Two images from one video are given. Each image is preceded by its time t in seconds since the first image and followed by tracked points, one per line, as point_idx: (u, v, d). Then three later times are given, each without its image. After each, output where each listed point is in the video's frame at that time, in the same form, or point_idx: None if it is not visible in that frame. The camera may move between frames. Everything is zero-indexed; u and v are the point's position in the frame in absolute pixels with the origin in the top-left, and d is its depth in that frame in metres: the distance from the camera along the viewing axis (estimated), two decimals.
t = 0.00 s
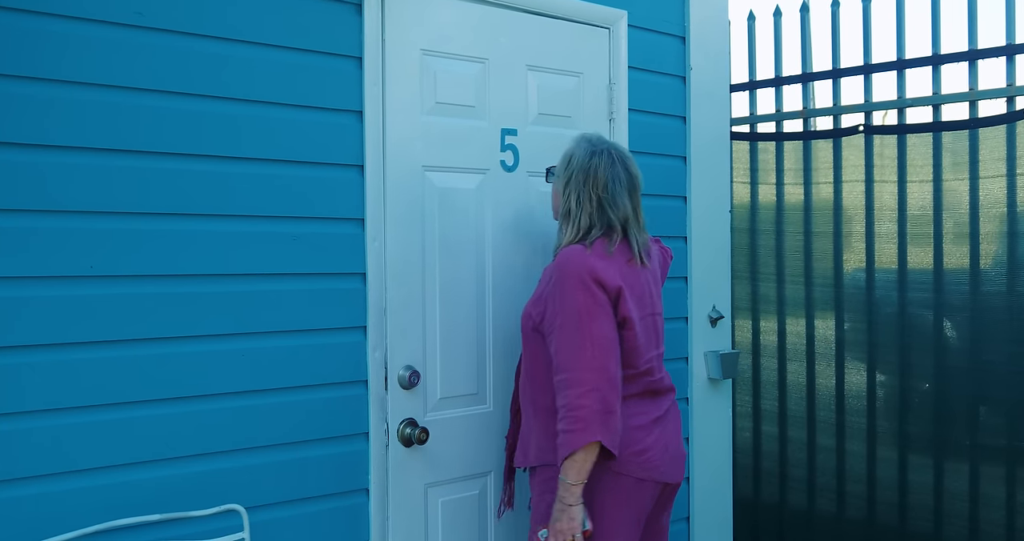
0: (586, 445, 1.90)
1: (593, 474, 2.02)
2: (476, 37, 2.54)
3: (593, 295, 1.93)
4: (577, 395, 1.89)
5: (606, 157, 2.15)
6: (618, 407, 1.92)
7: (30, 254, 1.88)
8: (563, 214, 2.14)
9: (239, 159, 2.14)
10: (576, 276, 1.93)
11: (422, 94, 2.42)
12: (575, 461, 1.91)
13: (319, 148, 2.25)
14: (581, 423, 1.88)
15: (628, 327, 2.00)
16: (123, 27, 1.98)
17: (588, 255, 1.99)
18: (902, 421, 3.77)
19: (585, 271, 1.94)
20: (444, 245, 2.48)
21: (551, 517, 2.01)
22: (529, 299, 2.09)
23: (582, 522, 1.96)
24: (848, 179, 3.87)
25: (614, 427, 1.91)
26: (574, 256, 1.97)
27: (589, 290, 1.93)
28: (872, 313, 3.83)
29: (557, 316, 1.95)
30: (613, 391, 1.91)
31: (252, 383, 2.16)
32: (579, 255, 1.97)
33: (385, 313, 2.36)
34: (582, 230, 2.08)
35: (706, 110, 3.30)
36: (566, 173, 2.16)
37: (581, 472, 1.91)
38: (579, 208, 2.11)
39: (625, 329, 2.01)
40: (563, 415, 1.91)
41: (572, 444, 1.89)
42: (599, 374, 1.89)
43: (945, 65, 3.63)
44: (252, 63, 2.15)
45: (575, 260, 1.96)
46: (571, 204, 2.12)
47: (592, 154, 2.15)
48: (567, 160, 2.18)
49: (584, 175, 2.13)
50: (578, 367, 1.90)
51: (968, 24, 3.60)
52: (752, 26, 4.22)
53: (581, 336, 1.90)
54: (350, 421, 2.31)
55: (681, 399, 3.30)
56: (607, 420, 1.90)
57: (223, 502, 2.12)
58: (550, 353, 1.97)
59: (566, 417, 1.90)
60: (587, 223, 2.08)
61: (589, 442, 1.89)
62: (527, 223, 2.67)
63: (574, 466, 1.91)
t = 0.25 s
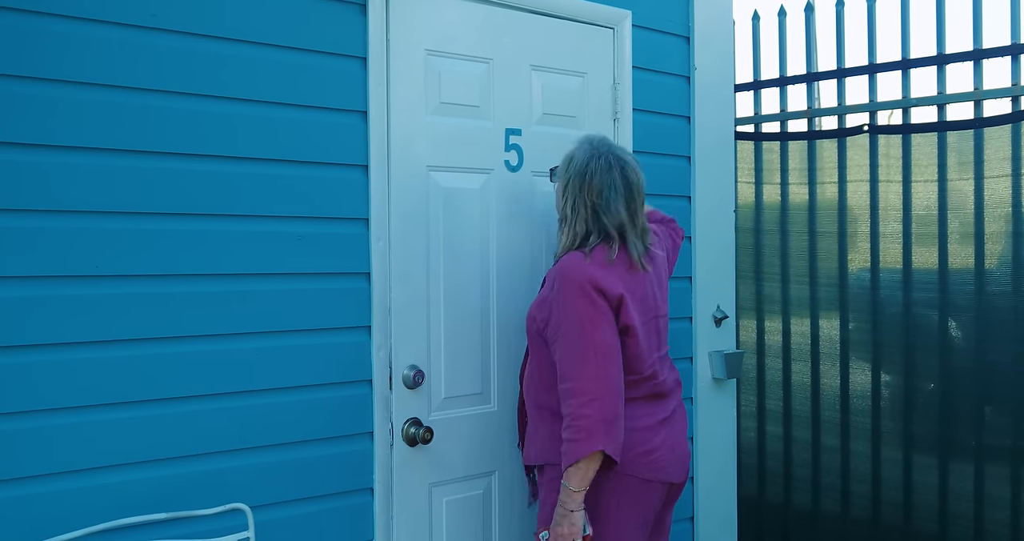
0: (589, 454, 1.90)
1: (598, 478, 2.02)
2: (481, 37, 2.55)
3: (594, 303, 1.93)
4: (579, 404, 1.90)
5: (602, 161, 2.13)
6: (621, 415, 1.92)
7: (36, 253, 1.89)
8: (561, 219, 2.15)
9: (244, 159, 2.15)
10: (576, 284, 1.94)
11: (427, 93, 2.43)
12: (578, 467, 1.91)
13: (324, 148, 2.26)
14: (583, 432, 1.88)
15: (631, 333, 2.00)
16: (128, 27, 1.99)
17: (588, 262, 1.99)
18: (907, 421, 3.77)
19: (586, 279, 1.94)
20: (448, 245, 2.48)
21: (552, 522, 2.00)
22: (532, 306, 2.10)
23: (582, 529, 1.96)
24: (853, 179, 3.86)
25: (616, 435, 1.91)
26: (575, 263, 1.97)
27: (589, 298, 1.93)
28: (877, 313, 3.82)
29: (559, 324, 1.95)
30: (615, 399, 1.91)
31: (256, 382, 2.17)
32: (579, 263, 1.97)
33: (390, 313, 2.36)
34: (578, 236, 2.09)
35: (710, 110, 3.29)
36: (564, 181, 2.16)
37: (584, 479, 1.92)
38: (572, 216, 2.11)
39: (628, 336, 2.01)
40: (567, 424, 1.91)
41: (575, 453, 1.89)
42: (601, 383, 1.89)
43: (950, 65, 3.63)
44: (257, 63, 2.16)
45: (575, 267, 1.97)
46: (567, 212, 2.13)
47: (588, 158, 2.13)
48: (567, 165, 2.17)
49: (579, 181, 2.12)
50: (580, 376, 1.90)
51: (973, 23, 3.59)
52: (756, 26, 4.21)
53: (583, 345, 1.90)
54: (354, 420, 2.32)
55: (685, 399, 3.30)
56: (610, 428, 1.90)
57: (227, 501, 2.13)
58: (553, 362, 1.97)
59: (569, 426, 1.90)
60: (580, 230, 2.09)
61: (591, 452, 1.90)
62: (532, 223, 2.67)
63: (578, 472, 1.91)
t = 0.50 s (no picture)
0: (610, 446, 1.90)
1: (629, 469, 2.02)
2: (485, 36, 2.54)
3: (623, 298, 1.92)
4: (604, 398, 1.89)
5: (625, 161, 2.21)
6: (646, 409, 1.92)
7: (39, 252, 1.89)
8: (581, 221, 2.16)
9: (247, 158, 2.15)
10: (604, 278, 1.93)
11: (430, 92, 2.42)
12: (596, 459, 1.91)
13: (327, 147, 2.26)
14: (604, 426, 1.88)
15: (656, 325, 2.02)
16: (131, 26, 1.99)
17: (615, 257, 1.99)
18: (912, 420, 3.75)
19: (614, 274, 1.94)
20: (452, 244, 2.48)
21: (559, 508, 2.01)
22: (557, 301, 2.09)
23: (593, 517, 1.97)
24: (857, 178, 3.85)
25: (640, 429, 1.90)
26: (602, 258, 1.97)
27: (618, 293, 1.92)
28: (882, 312, 3.81)
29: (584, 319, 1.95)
30: (640, 393, 1.90)
31: (259, 381, 2.17)
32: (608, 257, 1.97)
33: (393, 312, 2.36)
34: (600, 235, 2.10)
35: (715, 108, 3.29)
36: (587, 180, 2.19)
37: (599, 470, 1.92)
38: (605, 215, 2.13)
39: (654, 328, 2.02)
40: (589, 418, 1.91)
41: (594, 447, 1.89)
42: (624, 379, 1.89)
43: (955, 64, 3.62)
44: (260, 61, 2.16)
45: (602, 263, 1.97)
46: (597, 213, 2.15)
47: (612, 157, 2.19)
48: (586, 165, 2.21)
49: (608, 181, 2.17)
50: (606, 369, 1.89)
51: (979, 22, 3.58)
52: (761, 25, 4.20)
53: (608, 340, 1.90)
54: (357, 419, 2.32)
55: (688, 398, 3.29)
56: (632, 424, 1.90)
57: (230, 500, 2.14)
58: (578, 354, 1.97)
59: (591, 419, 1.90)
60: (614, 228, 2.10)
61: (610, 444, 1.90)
62: (536, 222, 2.67)
63: (597, 462, 1.91)
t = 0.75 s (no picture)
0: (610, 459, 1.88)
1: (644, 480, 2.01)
2: (488, 34, 2.54)
3: (650, 311, 1.89)
4: (612, 409, 1.86)
5: (652, 163, 2.10)
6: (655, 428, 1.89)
7: (41, 250, 1.89)
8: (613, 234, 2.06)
9: (249, 156, 2.15)
10: (635, 289, 1.89)
11: (433, 90, 2.42)
12: (595, 468, 1.89)
13: (330, 145, 2.25)
14: (608, 439, 1.86)
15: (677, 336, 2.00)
16: (134, 23, 1.99)
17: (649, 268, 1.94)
18: (916, 419, 3.74)
19: (645, 286, 1.90)
20: (455, 242, 2.48)
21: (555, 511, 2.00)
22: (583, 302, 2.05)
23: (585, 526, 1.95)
24: (861, 176, 3.84)
25: (644, 446, 1.87)
26: (635, 268, 1.93)
27: (646, 305, 1.88)
28: (885, 311, 3.80)
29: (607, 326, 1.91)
30: (650, 411, 1.87)
31: (262, 379, 2.17)
32: (641, 268, 1.93)
33: (396, 310, 2.36)
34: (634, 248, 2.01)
35: (718, 107, 3.28)
36: (617, 187, 2.08)
37: (596, 478, 1.90)
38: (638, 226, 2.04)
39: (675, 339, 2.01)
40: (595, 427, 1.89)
41: (595, 456, 1.88)
42: (636, 395, 1.85)
43: (959, 62, 3.60)
44: (262, 59, 2.15)
45: (634, 273, 1.92)
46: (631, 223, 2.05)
47: (639, 160, 2.09)
48: (613, 170, 2.10)
49: (638, 187, 2.07)
50: (620, 382, 1.86)
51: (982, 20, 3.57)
52: (764, 23, 4.19)
53: (628, 352, 1.86)
54: (360, 418, 2.32)
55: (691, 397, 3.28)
56: (638, 441, 1.87)
57: (233, 498, 2.13)
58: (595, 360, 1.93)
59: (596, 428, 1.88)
60: (651, 240, 2.01)
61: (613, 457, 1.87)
62: (538, 220, 2.66)
63: (595, 471, 1.90)
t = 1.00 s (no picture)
0: (605, 460, 1.84)
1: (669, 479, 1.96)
2: (490, 33, 2.54)
3: (665, 317, 1.85)
4: (614, 410, 1.82)
5: (679, 162, 2.00)
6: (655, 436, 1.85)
7: (43, 248, 1.89)
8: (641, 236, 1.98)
9: (251, 154, 2.15)
10: (650, 293, 1.85)
11: (435, 88, 2.42)
12: (598, 467, 1.84)
13: (332, 142, 2.25)
14: (605, 439, 1.82)
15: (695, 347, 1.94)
16: (136, 21, 1.99)
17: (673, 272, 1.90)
18: (919, 418, 3.73)
19: (662, 292, 1.86)
20: (457, 240, 2.47)
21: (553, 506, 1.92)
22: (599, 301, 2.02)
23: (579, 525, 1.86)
24: (864, 175, 3.83)
25: (639, 452, 1.83)
26: (655, 271, 1.88)
27: (662, 310, 1.85)
28: (889, 310, 3.79)
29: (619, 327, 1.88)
30: (652, 419, 1.83)
31: (264, 378, 2.17)
32: (662, 272, 1.88)
33: (398, 309, 2.36)
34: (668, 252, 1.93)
35: (721, 105, 3.26)
36: (641, 187, 2.00)
37: (598, 479, 1.85)
38: (662, 226, 1.95)
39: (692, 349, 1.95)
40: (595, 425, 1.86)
41: (592, 455, 1.84)
42: (639, 399, 1.81)
43: (963, 60, 3.59)
44: (265, 57, 2.15)
45: (652, 277, 1.87)
46: (653, 223, 1.96)
47: (665, 160, 1.99)
48: (638, 169, 2.01)
49: (664, 187, 1.98)
50: (627, 383, 1.82)
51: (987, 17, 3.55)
52: (767, 22, 4.17)
53: (637, 354, 1.83)
54: (363, 416, 2.32)
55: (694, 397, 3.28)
56: (635, 445, 1.83)
57: (235, 497, 2.13)
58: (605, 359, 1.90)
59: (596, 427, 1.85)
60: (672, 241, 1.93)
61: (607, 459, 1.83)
62: (541, 219, 2.66)
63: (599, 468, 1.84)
